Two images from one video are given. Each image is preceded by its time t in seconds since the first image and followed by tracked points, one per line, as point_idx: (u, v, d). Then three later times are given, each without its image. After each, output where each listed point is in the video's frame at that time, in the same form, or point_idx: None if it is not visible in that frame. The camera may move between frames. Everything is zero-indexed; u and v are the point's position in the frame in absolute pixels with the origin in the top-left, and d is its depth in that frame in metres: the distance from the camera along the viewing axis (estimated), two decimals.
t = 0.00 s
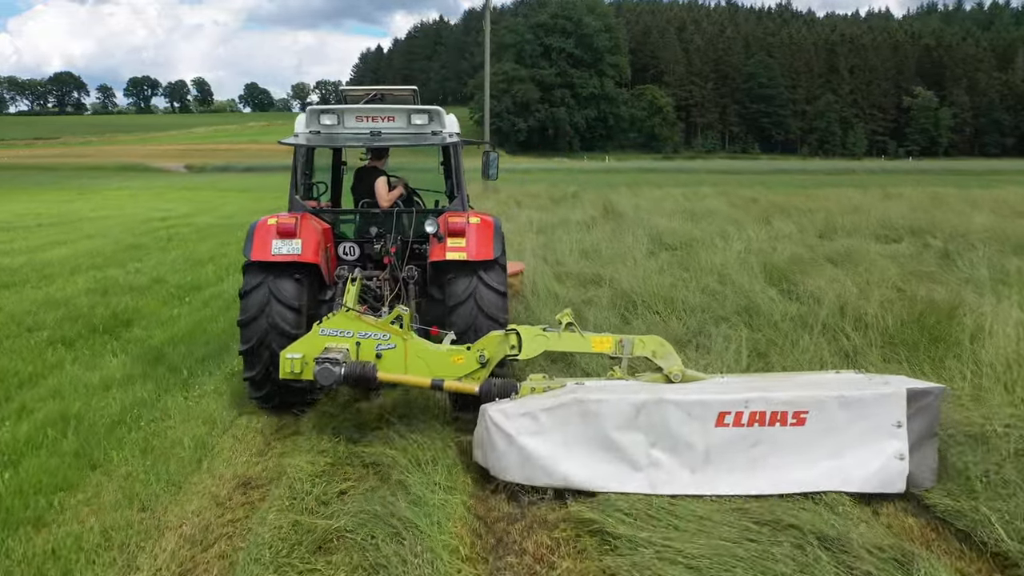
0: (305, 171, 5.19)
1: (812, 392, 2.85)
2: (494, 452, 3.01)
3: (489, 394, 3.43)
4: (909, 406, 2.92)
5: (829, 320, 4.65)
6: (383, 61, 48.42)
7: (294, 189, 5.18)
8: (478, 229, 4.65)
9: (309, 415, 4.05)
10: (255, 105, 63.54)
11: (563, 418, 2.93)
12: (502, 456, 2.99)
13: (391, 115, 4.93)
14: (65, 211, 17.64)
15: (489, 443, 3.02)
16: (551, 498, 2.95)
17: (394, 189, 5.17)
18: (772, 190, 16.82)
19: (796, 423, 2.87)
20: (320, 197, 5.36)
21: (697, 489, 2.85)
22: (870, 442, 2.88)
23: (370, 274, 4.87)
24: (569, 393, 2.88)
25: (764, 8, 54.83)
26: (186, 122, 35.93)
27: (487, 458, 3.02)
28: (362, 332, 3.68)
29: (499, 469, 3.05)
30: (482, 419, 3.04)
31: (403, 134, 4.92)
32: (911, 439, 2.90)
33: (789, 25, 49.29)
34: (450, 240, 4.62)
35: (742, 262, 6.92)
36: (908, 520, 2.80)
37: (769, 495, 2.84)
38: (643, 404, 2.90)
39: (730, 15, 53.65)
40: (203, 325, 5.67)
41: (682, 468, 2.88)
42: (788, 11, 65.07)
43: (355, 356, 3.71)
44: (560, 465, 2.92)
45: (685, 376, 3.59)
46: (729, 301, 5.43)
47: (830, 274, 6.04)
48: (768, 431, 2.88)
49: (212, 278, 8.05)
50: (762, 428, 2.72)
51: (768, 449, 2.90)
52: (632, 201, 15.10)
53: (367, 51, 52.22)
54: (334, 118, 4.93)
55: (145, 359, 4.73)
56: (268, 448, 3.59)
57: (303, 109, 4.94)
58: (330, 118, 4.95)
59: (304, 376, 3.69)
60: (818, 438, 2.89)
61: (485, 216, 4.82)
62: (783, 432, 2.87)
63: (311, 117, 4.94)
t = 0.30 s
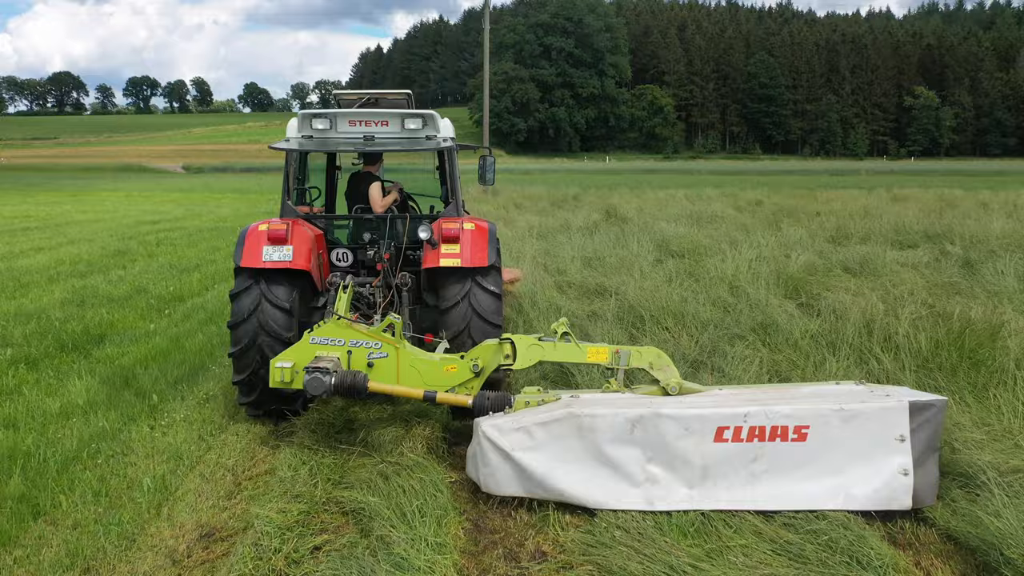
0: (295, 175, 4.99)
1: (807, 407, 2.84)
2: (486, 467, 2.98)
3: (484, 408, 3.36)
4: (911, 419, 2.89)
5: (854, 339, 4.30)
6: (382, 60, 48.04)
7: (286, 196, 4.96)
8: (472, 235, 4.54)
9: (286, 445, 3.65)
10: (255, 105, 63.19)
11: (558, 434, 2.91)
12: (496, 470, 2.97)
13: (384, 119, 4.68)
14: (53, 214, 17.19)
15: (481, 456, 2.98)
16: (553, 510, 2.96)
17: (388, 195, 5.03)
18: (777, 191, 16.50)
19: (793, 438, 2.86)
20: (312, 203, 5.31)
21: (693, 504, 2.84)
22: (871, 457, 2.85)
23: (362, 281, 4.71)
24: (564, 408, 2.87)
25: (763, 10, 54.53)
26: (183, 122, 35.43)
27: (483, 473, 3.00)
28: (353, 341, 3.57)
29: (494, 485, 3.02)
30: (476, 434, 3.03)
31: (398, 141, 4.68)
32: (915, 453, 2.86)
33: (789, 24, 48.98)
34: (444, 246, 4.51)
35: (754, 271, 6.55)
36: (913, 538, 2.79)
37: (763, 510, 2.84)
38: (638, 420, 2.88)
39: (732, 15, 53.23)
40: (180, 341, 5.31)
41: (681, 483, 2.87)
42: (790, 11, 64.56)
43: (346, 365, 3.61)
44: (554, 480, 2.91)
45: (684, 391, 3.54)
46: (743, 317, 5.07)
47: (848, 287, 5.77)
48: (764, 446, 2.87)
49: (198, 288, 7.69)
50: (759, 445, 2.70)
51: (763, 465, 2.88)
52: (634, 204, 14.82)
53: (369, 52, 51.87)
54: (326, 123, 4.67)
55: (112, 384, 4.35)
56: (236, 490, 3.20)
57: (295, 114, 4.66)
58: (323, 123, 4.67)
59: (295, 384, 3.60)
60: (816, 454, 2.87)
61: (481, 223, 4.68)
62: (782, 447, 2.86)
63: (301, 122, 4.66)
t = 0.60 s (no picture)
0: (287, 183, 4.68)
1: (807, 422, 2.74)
2: (477, 484, 2.86)
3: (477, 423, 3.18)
4: (912, 435, 2.79)
5: (888, 365, 3.92)
6: (382, 60, 47.55)
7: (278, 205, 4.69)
8: (466, 243, 4.22)
9: (257, 486, 3.25)
10: (255, 105, 62.83)
11: (551, 449, 2.80)
12: (486, 488, 2.85)
13: (377, 124, 4.34)
14: (42, 215, 16.78)
15: (472, 474, 2.87)
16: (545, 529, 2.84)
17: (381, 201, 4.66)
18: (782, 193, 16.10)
19: (792, 454, 2.75)
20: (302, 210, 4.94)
21: (690, 523, 2.72)
22: (871, 474, 2.75)
23: (355, 290, 4.43)
24: (557, 423, 2.76)
25: (764, 10, 54.11)
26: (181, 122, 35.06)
27: (474, 490, 2.88)
28: (344, 352, 3.36)
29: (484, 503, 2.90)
30: (467, 450, 2.91)
31: (391, 148, 4.34)
32: (916, 470, 2.77)
33: (791, 23, 48.55)
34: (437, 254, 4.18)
35: (768, 281, 6.16)
36: (918, 556, 2.67)
37: (762, 527, 2.73)
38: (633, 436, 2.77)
39: (733, 15, 52.81)
40: (152, 359, 4.93)
41: (677, 502, 2.75)
42: (791, 10, 64.09)
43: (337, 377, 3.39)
44: (546, 498, 2.79)
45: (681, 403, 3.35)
46: (761, 334, 4.70)
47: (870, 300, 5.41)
48: (762, 463, 2.76)
49: (180, 298, 7.31)
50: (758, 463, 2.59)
51: (762, 482, 2.77)
52: (637, 208, 14.43)
53: (369, 52, 51.55)
54: (317, 129, 4.33)
55: (71, 411, 3.96)
56: (199, 542, 2.82)
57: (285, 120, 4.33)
58: (313, 129, 4.35)
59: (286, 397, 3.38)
60: (817, 472, 2.76)
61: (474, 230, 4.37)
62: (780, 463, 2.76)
63: (291, 128, 4.34)
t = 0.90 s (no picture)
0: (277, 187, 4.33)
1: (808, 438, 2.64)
2: (465, 496, 2.74)
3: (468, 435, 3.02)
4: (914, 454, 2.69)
5: (927, 397, 3.57)
6: (382, 60, 47.10)
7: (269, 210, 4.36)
8: (461, 248, 3.85)
9: (221, 538, 2.86)
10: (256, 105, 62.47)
11: (542, 464, 2.69)
12: (474, 502, 2.73)
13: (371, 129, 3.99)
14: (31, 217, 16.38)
15: (461, 486, 2.75)
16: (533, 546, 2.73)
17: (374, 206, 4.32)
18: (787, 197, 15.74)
19: (790, 471, 2.65)
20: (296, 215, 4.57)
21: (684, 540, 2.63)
22: (872, 492, 2.65)
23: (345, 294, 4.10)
24: (550, 436, 2.66)
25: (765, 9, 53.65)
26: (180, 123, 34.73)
27: (461, 504, 2.75)
28: (334, 359, 3.18)
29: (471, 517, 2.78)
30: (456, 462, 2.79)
31: (386, 153, 3.98)
32: (919, 491, 2.66)
33: (792, 22, 48.12)
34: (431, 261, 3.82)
35: (783, 293, 5.81)
36: None
37: (757, 545, 2.63)
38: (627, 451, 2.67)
39: (734, 15, 52.40)
40: (121, 380, 4.57)
41: (671, 520, 2.65)
42: (793, 9, 63.65)
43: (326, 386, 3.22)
44: (537, 514, 2.68)
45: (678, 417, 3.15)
46: (781, 354, 4.34)
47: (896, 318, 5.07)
48: (760, 481, 2.65)
49: (162, 309, 6.94)
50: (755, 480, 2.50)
51: (759, 499, 2.66)
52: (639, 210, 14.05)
53: (370, 52, 51.16)
54: (309, 132, 3.98)
55: (24, 442, 3.57)
56: None
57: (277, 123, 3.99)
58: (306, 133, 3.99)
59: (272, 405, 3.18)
60: (816, 490, 2.66)
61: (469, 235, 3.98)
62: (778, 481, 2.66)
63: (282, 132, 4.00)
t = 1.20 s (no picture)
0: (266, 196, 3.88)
1: (806, 452, 2.43)
2: (457, 514, 2.57)
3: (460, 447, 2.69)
4: (918, 468, 2.45)
5: (975, 432, 3.18)
6: (381, 60, 46.61)
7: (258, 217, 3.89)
8: (453, 255, 3.50)
9: None
10: (255, 105, 61.97)
11: (533, 479, 2.50)
12: (465, 519, 2.56)
13: (361, 135, 3.61)
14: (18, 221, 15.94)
15: (452, 501, 2.58)
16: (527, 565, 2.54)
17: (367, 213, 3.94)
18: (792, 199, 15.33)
19: (789, 487, 2.43)
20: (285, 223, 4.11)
21: (679, 560, 2.42)
22: (873, 509, 2.42)
23: (336, 305, 3.72)
24: (539, 452, 2.47)
25: (766, 9, 53.14)
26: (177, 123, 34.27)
27: (456, 522, 2.59)
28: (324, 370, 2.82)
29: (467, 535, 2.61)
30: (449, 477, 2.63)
31: (376, 161, 3.61)
32: (922, 506, 2.43)
33: (793, 22, 47.65)
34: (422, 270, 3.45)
35: (799, 306, 5.45)
36: None
37: (758, 565, 2.42)
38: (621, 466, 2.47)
39: (734, 15, 51.94)
40: (84, 406, 4.19)
41: (665, 538, 2.44)
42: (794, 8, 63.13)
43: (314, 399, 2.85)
44: (528, 531, 2.49)
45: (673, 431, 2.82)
46: (807, 377, 3.99)
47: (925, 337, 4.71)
48: (758, 498, 2.44)
49: (138, 324, 6.54)
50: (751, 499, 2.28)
51: (757, 517, 2.45)
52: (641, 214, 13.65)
53: (369, 52, 50.68)
54: (298, 139, 3.60)
55: None
56: None
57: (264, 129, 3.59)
58: (294, 139, 3.61)
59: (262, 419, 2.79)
60: (817, 508, 2.44)
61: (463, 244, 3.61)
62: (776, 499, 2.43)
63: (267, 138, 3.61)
